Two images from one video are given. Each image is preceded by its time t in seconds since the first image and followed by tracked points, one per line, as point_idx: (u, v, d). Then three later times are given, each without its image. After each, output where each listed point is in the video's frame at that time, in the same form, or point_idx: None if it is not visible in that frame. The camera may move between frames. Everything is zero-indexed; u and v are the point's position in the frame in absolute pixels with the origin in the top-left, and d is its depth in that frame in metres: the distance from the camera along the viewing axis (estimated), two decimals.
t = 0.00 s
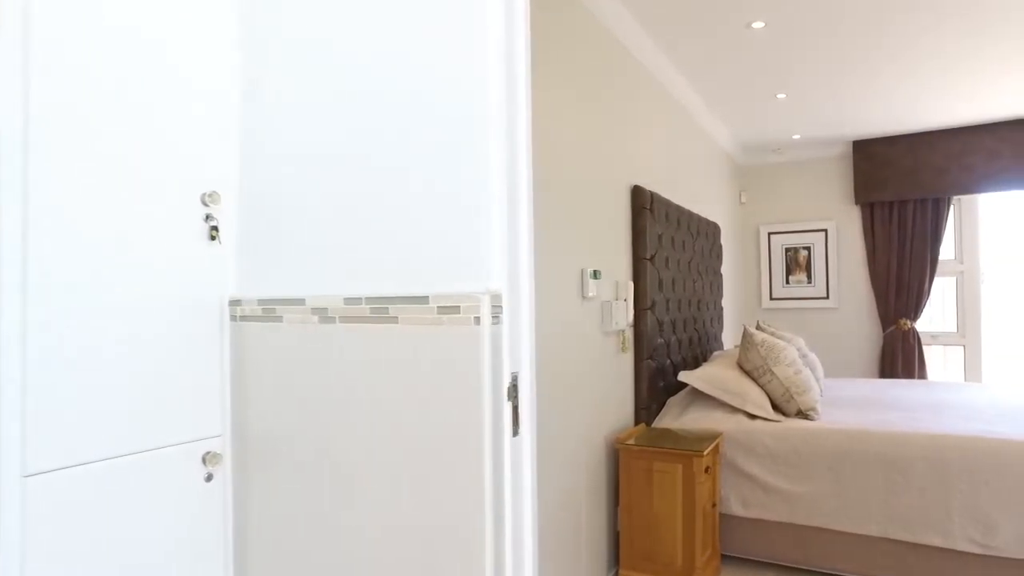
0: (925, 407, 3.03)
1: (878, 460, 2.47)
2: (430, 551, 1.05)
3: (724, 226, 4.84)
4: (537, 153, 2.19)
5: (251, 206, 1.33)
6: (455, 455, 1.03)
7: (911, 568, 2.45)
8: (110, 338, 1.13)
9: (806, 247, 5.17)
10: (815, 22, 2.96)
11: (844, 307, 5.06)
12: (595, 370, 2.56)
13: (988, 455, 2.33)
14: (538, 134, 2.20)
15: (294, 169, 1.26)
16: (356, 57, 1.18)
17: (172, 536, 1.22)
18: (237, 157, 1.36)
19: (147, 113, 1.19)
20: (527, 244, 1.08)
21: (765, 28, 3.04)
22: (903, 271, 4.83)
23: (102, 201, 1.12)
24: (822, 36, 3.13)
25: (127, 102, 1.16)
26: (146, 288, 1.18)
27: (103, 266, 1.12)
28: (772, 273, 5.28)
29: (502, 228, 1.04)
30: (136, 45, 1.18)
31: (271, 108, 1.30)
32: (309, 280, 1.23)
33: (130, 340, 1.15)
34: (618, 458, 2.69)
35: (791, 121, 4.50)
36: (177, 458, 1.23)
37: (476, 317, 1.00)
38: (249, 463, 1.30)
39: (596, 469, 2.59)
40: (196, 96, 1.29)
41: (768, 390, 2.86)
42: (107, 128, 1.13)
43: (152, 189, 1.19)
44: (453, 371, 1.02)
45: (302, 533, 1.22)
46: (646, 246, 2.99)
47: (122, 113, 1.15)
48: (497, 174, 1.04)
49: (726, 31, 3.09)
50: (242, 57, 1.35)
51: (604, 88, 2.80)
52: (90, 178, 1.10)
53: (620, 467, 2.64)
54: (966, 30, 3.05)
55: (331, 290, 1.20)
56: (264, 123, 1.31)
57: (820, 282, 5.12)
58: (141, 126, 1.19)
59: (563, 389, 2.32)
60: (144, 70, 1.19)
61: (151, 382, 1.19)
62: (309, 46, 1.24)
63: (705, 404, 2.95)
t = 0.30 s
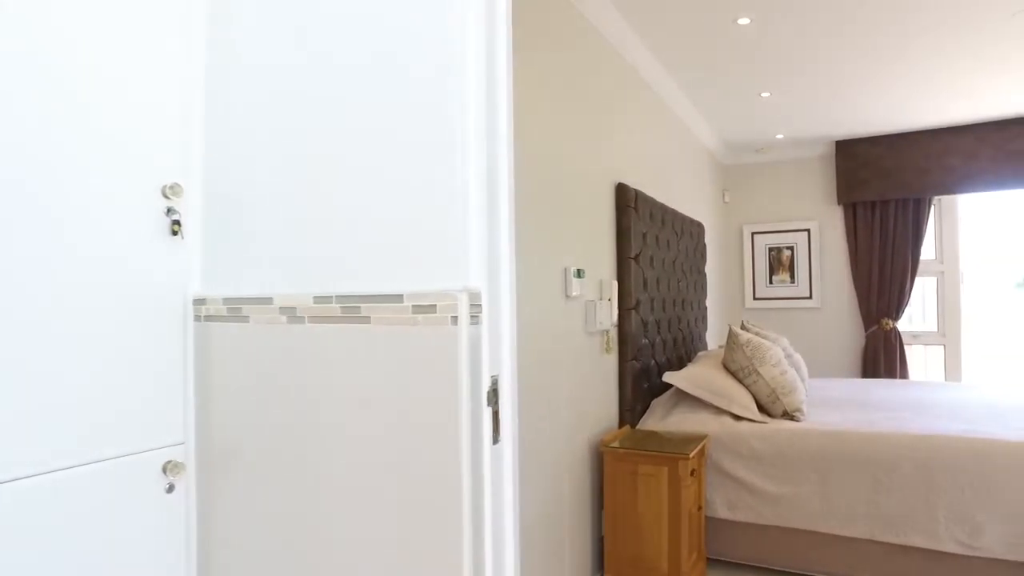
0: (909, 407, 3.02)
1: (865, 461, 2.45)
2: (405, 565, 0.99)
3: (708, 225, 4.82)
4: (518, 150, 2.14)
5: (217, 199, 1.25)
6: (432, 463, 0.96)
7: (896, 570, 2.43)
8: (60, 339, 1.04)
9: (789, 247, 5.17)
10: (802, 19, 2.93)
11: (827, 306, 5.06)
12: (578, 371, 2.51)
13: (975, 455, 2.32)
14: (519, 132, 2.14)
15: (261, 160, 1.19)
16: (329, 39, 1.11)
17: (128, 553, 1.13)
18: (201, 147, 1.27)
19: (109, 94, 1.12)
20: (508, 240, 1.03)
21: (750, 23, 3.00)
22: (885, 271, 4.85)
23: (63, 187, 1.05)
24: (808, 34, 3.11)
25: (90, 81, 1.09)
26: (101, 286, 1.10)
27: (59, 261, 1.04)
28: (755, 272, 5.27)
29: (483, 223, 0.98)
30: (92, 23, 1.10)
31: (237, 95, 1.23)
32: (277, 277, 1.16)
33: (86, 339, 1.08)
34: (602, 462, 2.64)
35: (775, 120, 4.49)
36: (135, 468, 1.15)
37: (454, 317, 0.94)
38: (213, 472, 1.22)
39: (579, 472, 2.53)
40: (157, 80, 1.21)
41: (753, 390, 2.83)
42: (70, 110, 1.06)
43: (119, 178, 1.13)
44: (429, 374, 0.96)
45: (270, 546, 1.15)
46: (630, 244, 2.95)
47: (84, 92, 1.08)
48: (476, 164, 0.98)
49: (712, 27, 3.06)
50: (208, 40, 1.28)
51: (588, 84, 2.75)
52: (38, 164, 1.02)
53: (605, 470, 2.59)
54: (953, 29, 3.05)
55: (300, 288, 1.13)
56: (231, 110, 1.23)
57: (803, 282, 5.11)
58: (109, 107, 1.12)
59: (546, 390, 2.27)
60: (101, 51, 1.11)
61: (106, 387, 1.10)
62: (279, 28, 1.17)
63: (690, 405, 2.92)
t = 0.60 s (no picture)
0: (895, 407, 3.02)
1: (854, 463, 2.42)
2: None
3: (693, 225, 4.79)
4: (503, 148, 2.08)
5: (182, 194, 1.17)
6: (411, 478, 0.90)
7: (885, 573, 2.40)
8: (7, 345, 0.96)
9: (773, 247, 5.16)
10: (790, 17, 2.90)
11: (812, 307, 5.07)
12: (564, 374, 2.45)
13: (965, 458, 2.29)
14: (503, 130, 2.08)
15: (229, 153, 1.12)
16: (301, 22, 1.04)
17: None
18: (164, 138, 1.20)
19: (61, 74, 1.04)
20: (493, 237, 0.96)
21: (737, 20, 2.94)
22: (869, 271, 4.86)
23: (14, 174, 0.97)
24: (797, 33, 3.08)
25: (46, 62, 1.01)
26: (54, 286, 1.02)
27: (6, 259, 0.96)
28: (740, 273, 5.26)
29: (467, 219, 0.92)
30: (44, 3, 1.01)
31: (204, 82, 1.15)
32: (246, 277, 1.09)
33: (37, 342, 0.99)
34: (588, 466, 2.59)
35: (761, 120, 4.48)
36: (92, 484, 1.06)
37: (435, 320, 0.88)
38: (177, 485, 1.15)
39: (565, 477, 2.48)
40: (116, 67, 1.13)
41: (741, 392, 2.80)
42: (21, 94, 0.98)
43: (79, 172, 1.05)
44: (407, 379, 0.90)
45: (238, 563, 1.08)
46: (616, 244, 2.90)
47: (34, 71, 1.00)
48: (459, 156, 0.91)
49: (699, 25, 3.03)
50: (172, 25, 1.20)
51: (574, 80, 2.71)
52: None
53: (591, 475, 2.54)
54: (941, 28, 3.05)
55: (270, 289, 1.06)
56: (197, 99, 1.16)
57: (787, 282, 5.11)
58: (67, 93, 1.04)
59: (532, 393, 2.21)
60: (55, 33, 1.03)
61: (59, 396, 1.02)
62: (248, 12, 1.10)
63: (677, 408, 2.87)
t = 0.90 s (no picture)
0: (879, 408, 3.00)
1: (841, 466, 2.38)
2: None
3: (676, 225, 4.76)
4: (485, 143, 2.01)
5: (138, 187, 1.09)
6: (385, 496, 0.83)
7: None
8: None
9: (756, 247, 5.15)
10: (775, 11, 2.91)
11: (794, 307, 5.06)
12: (546, 376, 2.39)
13: (951, 458, 2.27)
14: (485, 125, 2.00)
15: (190, 141, 1.03)
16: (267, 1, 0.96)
17: None
18: (119, 126, 1.11)
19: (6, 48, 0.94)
20: (475, 234, 0.89)
21: (723, 17, 2.97)
22: (851, 272, 4.87)
23: None
24: (781, 27, 3.08)
25: None
26: None
27: None
28: (723, 273, 5.24)
29: (445, 214, 0.84)
30: None
31: (161, 65, 1.07)
32: (207, 276, 1.01)
33: None
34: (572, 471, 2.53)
35: (744, 119, 4.48)
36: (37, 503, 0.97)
37: (410, 323, 0.80)
38: (132, 501, 1.06)
39: (548, 482, 2.41)
40: (65, 46, 1.03)
41: (726, 394, 2.76)
42: None
43: (30, 151, 0.97)
44: (380, 388, 0.82)
45: None
46: (601, 244, 2.84)
47: None
48: (436, 146, 0.84)
49: (684, 19, 3.00)
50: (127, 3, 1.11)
51: (558, 75, 2.66)
52: None
53: (575, 480, 2.48)
54: (926, 24, 3.05)
55: (232, 289, 0.98)
56: (154, 84, 1.07)
57: (770, 283, 5.11)
58: (20, 64, 0.96)
59: (513, 395, 2.13)
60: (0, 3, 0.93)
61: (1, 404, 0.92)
62: None
63: (662, 410, 2.82)
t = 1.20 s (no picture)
0: (861, 409, 3.00)
1: (825, 469, 2.36)
2: None
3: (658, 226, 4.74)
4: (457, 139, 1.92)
5: (88, 180, 1.01)
6: (349, 516, 0.77)
7: None
8: None
9: (738, 248, 5.15)
10: (758, 10, 2.88)
11: (776, 308, 5.07)
12: (528, 379, 2.33)
13: (935, 460, 2.26)
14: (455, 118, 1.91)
15: (143, 132, 0.96)
16: None
17: None
18: (66, 115, 1.03)
19: None
20: (448, 232, 0.83)
21: (707, 15, 2.94)
22: (832, 273, 4.88)
23: None
24: (764, 26, 3.05)
25: None
26: None
27: None
28: (705, 274, 5.23)
29: (418, 211, 0.78)
30: None
31: (111, 50, 0.99)
32: (160, 277, 0.93)
33: None
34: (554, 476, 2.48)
35: (726, 120, 4.47)
36: None
37: (378, 329, 0.74)
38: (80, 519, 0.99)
39: (529, 488, 2.36)
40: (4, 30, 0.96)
41: (710, 397, 2.74)
42: None
43: None
44: (345, 398, 0.76)
45: None
46: (583, 244, 2.80)
47: None
48: (406, 137, 0.78)
49: (668, 18, 2.97)
50: None
51: (541, 72, 2.61)
52: None
53: (557, 485, 2.43)
54: (910, 25, 3.04)
55: (188, 291, 0.90)
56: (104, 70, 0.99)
57: (752, 284, 5.10)
58: None
59: (493, 400, 2.07)
60: None
61: None
62: None
63: (645, 413, 2.79)
